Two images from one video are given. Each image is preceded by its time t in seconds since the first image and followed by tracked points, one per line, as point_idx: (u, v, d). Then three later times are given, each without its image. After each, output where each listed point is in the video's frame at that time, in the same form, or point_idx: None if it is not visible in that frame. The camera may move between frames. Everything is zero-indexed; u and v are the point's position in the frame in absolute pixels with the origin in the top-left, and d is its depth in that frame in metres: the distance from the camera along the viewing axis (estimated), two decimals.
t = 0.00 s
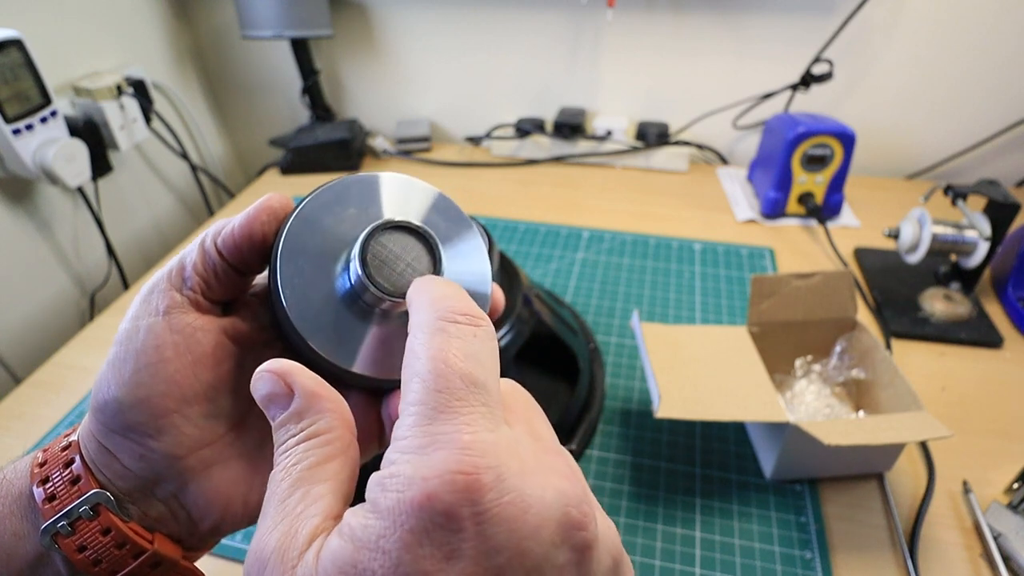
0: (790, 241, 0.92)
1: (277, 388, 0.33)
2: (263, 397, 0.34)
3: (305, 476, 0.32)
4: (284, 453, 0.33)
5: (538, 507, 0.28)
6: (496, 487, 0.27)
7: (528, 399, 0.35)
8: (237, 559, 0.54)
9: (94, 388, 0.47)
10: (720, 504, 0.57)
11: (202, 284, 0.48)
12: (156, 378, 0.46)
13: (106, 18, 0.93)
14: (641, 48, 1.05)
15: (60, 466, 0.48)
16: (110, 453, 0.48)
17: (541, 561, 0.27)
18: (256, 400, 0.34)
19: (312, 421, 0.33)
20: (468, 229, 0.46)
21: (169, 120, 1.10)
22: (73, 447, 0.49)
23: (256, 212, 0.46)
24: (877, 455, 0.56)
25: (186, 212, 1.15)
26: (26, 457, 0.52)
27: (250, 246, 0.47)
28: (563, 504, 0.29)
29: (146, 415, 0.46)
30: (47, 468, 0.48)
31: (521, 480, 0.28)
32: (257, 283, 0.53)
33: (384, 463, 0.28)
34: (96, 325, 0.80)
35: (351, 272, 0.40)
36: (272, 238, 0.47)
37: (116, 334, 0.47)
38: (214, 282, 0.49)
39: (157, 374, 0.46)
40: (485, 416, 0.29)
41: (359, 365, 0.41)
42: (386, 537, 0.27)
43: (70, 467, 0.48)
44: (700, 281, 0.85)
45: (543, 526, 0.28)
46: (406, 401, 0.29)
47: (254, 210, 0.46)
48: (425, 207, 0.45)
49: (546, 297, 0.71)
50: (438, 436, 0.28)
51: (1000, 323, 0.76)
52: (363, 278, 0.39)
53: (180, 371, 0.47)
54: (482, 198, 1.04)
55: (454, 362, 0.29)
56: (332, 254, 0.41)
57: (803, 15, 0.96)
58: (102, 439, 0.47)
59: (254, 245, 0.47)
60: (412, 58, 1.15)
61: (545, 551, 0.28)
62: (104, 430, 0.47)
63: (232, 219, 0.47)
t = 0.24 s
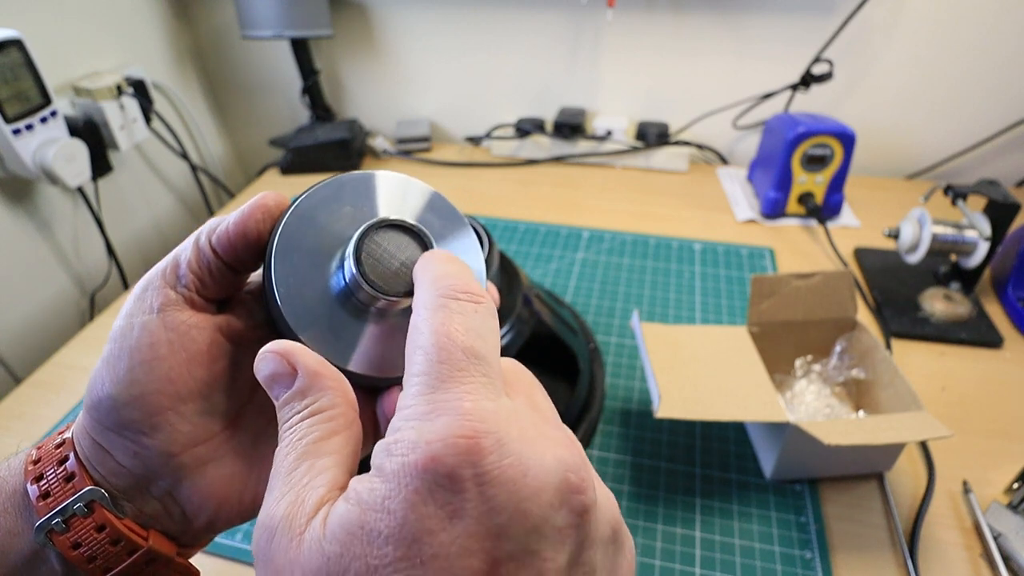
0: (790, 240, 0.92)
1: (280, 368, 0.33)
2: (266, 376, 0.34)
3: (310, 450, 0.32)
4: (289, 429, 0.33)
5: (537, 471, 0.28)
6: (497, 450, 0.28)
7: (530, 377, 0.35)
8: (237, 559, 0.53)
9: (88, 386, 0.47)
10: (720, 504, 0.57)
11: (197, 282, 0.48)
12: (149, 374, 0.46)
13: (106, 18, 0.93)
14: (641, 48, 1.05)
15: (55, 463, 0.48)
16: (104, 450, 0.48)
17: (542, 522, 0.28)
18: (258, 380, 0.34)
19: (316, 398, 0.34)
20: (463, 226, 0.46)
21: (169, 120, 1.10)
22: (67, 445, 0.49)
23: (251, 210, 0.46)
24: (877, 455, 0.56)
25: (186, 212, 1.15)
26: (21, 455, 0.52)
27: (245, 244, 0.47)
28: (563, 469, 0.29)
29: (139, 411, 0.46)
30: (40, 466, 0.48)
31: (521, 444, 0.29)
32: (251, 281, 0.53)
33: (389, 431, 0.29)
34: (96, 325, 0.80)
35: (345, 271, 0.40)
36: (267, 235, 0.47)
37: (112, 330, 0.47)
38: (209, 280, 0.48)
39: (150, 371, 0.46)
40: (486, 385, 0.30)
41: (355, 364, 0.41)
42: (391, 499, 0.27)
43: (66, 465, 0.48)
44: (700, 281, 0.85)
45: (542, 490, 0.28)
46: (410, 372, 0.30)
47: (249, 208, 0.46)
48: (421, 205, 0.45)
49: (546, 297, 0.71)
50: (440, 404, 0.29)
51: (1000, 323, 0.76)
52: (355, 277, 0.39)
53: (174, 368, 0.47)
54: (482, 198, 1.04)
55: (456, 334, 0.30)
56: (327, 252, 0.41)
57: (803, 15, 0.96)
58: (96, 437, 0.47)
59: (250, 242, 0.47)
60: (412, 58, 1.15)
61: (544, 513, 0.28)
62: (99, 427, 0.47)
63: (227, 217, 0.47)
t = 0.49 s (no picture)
0: (790, 240, 0.92)
1: (256, 338, 0.33)
2: (242, 348, 0.33)
3: (288, 417, 0.32)
4: (266, 397, 0.33)
5: (511, 420, 0.28)
6: (469, 399, 0.28)
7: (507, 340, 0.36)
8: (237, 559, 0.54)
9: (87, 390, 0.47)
10: (720, 504, 0.57)
11: (200, 285, 0.47)
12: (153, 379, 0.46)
13: (106, 18, 0.93)
14: (641, 48, 1.05)
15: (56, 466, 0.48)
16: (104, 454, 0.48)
17: (517, 469, 0.28)
18: (235, 353, 0.34)
19: (293, 366, 0.33)
20: (463, 231, 0.46)
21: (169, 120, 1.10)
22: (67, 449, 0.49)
23: (256, 213, 0.45)
24: (876, 455, 0.56)
25: (186, 212, 1.15)
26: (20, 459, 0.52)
27: (249, 247, 0.46)
28: (537, 418, 0.30)
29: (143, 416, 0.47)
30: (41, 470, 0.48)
31: (494, 396, 0.29)
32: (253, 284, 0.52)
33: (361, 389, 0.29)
34: (96, 325, 0.80)
35: (349, 277, 0.40)
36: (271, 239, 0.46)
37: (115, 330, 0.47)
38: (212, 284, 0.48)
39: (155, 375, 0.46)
40: (456, 338, 0.30)
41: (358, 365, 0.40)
42: (364, 452, 0.27)
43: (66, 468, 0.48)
44: (700, 281, 0.85)
45: (518, 436, 0.28)
46: (381, 329, 0.30)
47: (254, 211, 0.45)
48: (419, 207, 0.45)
49: (546, 297, 0.71)
50: (411, 355, 0.29)
51: (1000, 322, 0.76)
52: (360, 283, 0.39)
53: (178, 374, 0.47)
54: (482, 198, 1.04)
55: (425, 290, 0.30)
56: (330, 258, 0.41)
57: (803, 15, 0.96)
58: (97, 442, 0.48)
59: (253, 246, 0.46)
60: (412, 57, 1.15)
61: (522, 459, 0.28)
62: (100, 432, 0.47)
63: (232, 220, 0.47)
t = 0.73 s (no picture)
0: (790, 240, 0.92)
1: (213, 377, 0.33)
2: (200, 387, 0.33)
3: (246, 458, 0.31)
4: (225, 439, 0.32)
5: (465, 459, 0.27)
6: (420, 443, 0.26)
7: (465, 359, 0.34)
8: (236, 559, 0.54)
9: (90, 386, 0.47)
10: (720, 504, 0.57)
11: (202, 285, 0.47)
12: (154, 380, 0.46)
13: (106, 18, 0.93)
14: (641, 48, 1.05)
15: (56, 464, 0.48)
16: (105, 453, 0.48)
17: (475, 509, 0.27)
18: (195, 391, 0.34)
19: (250, 405, 0.32)
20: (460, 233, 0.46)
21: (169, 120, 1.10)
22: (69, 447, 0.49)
23: (257, 216, 0.45)
24: (876, 455, 0.56)
25: (186, 212, 1.15)
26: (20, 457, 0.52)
27: (250, 249, 0.46)
28: (496, 453, 0.28)
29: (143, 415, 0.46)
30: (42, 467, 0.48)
31: (446, 434, 0.27)
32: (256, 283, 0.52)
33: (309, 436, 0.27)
34: (96, 325, 0.80)
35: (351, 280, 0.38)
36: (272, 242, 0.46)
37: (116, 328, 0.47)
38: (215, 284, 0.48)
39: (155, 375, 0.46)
40: (406, 374, 0.28)
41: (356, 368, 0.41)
42: (313, 505, 0.26)
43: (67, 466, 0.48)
44: (700, 281, 0.85)
45: (475, 474, 0.27)
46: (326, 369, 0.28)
47: (255, 214, 0.45)
48: (417, 209, 0.45)
49: (546, 297, 0.71)
50: (355, 399, 0.27)
51: (1000, 322, 0.76)
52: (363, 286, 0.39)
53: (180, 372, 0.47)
54: (482, 198, 1.04)
55: (369, 325, 0.28)
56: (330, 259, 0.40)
57: (803, 15, 0.96)
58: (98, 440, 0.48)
59: (254, 248, 0.46)
60: (412, 58, 1.15)
61: (478, 498, 0.27)
62: (101, 430, 0.47)
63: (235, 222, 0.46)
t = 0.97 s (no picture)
0: (790, 240, 0.92)
1: (294, 414, 0.34)
2: (281, 420, 0.35)
3: (317, 498, 0.33)
4: (302, 475, 0.34)
5: (517, 532, 0.29)
6: (472, 514, 0.28)
7: (523, 418, 0.36)
8: (236, 558, 0.54)
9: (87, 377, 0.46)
10: (720, 504, 0.57)
11: (197, 280, 0.48)
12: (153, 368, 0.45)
13: (106, 18, 0.93)
14: (641, 48, 1.05)
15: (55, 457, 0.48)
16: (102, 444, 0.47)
17: None
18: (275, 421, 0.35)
19: (325, 444, 0.34)
20: (456, 230, 0.46)
21: (169, 120, 1.10)
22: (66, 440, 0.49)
23: (254, 211, 0.46)
24: (876, 454, 0.56)
25: (186, 212, 1.15)
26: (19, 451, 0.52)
27: (246, 244, 0.47)
28: (544, 527, 0.30)
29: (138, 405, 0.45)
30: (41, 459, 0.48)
31: (496, 505, 0.29)
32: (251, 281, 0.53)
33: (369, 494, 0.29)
34: (96, 325, 0.80)
35: (345, 275, 0.40)
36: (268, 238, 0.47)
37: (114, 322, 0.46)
38: (210, 279, 0.48)
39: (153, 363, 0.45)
40: (459, 441, 0.30)
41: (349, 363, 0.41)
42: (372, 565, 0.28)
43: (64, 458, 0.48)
44: (700, 281, 0.85)
45: (522, 548, 0.29)
46: (384, 430, 0.30)
47: (252, 209, 0.46)
48: (415, 209, 0.45)
49: (546, 297, 0.71)
50: (410, 464, 0.28)
51: (1000, 322, 0.76)
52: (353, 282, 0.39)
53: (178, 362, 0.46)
54: (482, 198, 1.04)
55: (429, 391, 0.30)
56: (327, 256, 0.41)
57: (803, 15, 0.96)
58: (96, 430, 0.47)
59: (250, 243, 0.47)
60: (412, 57, 1.15)
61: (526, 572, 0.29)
62: (99, 422, 0.46)
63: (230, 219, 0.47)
